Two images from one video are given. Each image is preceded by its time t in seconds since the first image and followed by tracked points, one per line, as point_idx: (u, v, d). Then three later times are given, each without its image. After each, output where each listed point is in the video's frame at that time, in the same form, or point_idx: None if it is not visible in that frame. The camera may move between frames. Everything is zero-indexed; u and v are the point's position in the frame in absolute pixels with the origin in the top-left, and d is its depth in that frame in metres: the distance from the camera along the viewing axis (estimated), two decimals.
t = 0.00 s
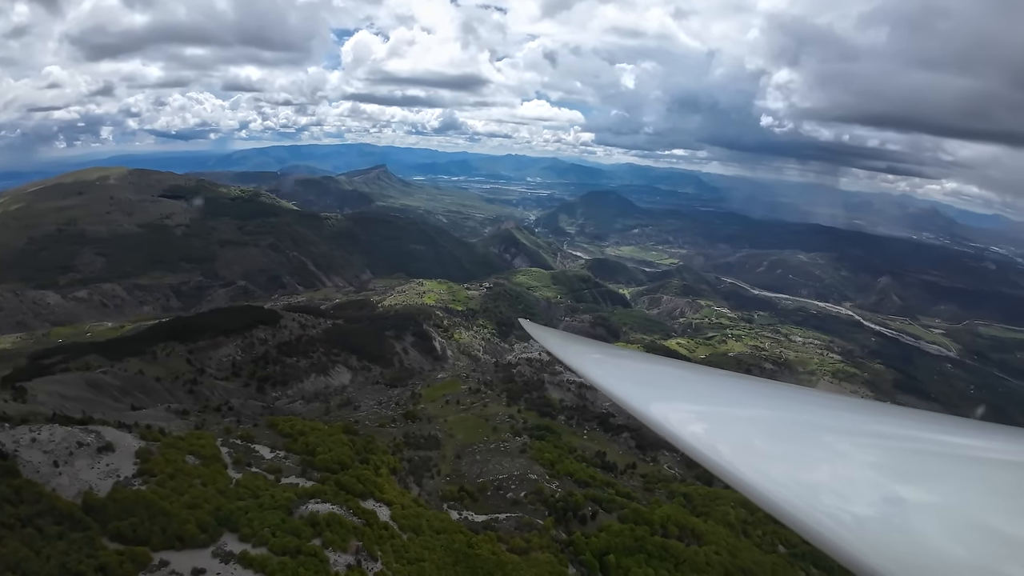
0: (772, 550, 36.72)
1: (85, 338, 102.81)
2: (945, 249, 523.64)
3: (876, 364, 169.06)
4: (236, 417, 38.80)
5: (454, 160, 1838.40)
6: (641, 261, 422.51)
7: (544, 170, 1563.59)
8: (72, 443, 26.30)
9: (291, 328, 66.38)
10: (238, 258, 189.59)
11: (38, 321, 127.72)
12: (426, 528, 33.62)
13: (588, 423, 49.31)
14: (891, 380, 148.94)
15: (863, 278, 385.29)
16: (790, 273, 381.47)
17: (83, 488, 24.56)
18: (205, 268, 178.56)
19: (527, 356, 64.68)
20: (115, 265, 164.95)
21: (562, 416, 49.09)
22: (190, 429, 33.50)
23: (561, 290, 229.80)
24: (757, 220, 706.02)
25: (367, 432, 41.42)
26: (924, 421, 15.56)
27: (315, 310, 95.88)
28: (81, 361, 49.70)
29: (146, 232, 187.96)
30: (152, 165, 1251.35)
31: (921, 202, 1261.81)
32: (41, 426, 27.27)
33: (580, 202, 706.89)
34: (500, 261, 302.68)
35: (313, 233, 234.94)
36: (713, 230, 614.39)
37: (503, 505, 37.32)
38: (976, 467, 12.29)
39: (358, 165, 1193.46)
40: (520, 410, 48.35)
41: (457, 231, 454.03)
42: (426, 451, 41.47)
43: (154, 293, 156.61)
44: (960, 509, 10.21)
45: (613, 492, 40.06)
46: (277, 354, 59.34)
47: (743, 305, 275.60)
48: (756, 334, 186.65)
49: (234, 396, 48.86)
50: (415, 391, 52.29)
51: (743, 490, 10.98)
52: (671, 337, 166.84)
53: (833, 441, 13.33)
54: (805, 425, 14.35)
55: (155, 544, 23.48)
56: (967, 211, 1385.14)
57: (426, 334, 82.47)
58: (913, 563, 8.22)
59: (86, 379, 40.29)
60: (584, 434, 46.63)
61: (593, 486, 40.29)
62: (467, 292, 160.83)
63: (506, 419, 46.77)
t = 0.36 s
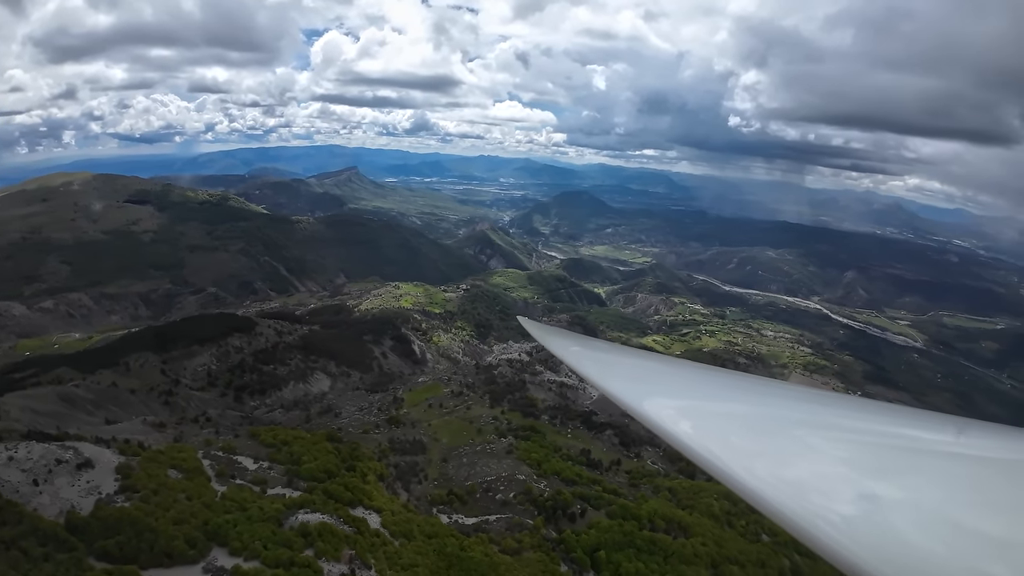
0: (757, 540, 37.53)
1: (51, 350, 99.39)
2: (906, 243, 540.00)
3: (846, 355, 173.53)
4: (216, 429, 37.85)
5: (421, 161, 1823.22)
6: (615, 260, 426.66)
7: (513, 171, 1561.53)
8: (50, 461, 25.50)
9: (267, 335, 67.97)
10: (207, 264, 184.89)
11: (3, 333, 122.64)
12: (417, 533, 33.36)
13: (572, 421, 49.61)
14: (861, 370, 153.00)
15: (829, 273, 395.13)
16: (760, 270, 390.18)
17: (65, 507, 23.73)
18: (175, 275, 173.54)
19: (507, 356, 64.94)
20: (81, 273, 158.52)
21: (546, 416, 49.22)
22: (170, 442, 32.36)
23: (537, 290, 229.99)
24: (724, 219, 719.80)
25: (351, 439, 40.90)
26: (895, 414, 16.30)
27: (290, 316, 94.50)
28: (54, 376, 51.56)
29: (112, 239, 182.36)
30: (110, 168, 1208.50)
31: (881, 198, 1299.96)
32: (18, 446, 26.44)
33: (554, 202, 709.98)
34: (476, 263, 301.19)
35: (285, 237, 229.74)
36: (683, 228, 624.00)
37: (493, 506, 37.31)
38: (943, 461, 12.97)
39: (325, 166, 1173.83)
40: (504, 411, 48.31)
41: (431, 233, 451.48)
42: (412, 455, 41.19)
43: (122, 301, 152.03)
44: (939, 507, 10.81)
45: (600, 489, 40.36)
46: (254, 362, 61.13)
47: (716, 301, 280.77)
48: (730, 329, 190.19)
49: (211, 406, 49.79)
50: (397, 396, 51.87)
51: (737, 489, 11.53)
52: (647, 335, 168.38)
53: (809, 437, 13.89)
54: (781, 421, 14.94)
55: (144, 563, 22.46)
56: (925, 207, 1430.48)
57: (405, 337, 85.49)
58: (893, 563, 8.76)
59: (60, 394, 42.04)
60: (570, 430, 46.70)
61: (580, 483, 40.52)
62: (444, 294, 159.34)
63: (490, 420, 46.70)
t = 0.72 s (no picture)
0: (740, 530, 38.44)
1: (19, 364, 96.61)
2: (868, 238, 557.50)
3: (816, 348, 178.71)
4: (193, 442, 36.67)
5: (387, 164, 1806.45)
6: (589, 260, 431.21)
7: (484, 173, 1557.59)
8: (29, 481, 24.35)
9: (241, 344, 68.98)
10: (174, 273, 180.62)
11: None
12: (409, 540, 33.05)
13: (555, 422, 49.74)
14: (830, 362, 157.84)
15: (796, 269, 405.76)
16: (730, 267, 399.84)
17: (48, 529, 22.69)
18: (142, 284, 169.36)
19: (487, 359, 65.09)
20: (45, 283, 153.43)
21: (529, 416, 49.29)
22: (148, 457, 31.24)
23: (514, 292, 230.58)
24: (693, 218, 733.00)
25: (335, 447, 40.53)
26: (867, 405, 16.45)
27: (264, 323, 92.72)
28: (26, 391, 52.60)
29: (77, 248, 176.37)
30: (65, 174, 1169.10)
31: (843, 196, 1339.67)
32: None
33: (528, 204, 714.10)
34: (451, 265, 300.50)
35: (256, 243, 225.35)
36: (654, 228, 632.69)
37: (482, 509, 37.23)
38: (910, 450, 13.09)
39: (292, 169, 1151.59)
40: (488, 414, 48.19)
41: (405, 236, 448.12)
42: (397, 461, 41.02)
43: (89, 312, 148.30)
44: (916, 497, 10.80)
45: (588, 487, 40.65)
46: (229, 371, 62.62)
47: (689, 298, 286.41)
48: (703, 326, 194.15)
49: (187, 418, 51.99)
50: (379, 402, 51.28)
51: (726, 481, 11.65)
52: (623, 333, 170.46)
53: (784, 430, 13.99)
54: (757, 413, 15.08)
55: None
56: (886, 203, 1478.33)
57: (383, 343, 84.52)
58: (874, 558, 8.70)
59: (32, 411, 43.38)
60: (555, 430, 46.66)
61: (567, 482, 40.71)
62: (421, 298, 158.02)
63: (474, 423, 46.59)
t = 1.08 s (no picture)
0: (725, 521, 39.13)
1: None
2: (834, 234, 572.39)
3: (788, 343, 183.24)
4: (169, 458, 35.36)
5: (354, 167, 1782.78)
6: (564, 261, 434.04)
7: (456, 175, 1547.37)
8: (7, 502, 23.42)
9: (217, 353, 67.76)
10: (143, 281, 175.48)
11: None
12: (401, 547, 32.74)
13: (539, 422, 49.87)
14: (802, 355, 162.09)
15: (767, 266, 414.93)
16: (703, 265, 408.05)
17: (32, 549, 21.87)
18: (109, 293, 164.44)
19: (467, 361, 64.89)
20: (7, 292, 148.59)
21: (514, 418, 49.33)
22: (128, 473, 30.34)
23: (491, 294, 229.99)
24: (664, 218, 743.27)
25: (319, 456, 40.03)
26: (843, 404, 17.04)
27: (237, 331, 90.61)
28: None
29: (42, 257, 171.06)
30: (19, 180, 1126.46)
31: (809, 194, 1371.91)
32: None
33: (503, 206, 715.15)
34: (428, 268, 298.90)
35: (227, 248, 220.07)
36: (628, 228, 639.09)
37: (472, 512, 37.21)
38: (889, 449, 13.50)
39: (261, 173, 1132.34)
40: (472, 417, 48.15)
41: (378, 240, 443.56)
42: (383, 468, 40.81)
43: (57, 324, 144.33)
44: (903, 498, 11.09)
45: (575, 486, 40.92)
46: (205, 382, 61.78)
47: (663, 296, 290.95)
48: (678, 323, 197.34)
49: (164, 431, 51.65)
50: (360, 408, 50.82)
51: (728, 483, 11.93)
52: (600, 333, 171.72)
53: (765, 430, 14.35)
54: (741, 412, 15.47)
55: None
56: (851, 200, 1517.20)
57: (361, 348, 83.40)
58: (870, 559, 8.89)
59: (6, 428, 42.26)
60: (541, 431, 46.70)
61: (555, 482, 40.94)
62: (398, 302, 156.04)
63: (459, 427, 46.52)
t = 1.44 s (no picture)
0: (708, 515, 40.05)
1: None
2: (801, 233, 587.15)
3: (759, 340, 187.57)
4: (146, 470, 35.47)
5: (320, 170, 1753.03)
6: (539, 262, 435.45)
7: (427, 177, 1535.44)
8: None
9: (190, 363, 66.96)
10: (111, 288, 169.74)
11: None
12: (390, 553, 32.45)
13: (522, 424, 50.10)
14: (773, 351, 166.06)
15: (737, 266, 423.79)
16: (675, 265, 415.60)
17: (16, 569, 21.23)
18: (77, 301, 158.71)
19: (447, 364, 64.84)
20: None
21: (497, 420, 49.50)
22: (107, 488, 29.53)
23: (468, 296, 228.84)
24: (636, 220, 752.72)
25: (302, 465, 39.58)
26: (824, 407, 17.51)
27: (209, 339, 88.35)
28: None
29: (5, 265, 164.36)
30: None
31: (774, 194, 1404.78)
32: None
33: (476, 209, 714.21)
34: (403, 271, 296.06)
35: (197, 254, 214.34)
36: (601, 230, 644.19)
37: (460, 516, 37.29)
38: (868, 451, 13.83)
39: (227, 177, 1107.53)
40: (455, 421, 48.21)
41: (351, 243, 436.96)
42: (368, 475, 40.61)
43: (21, 335, 138.73)
44: (885, 498, 11.35)
45: (561, 485, 41.18)
46: (179, 393, 61.44)
47: (638, 296, 294.75)
48: (653, 322, 200.18)
49: (141, 443, 51.25)
50: (341, 415, 50.54)
51: (722, 485, 12.13)
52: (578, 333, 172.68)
53: (749, 432, 14.61)
54: (725, 416, 15.76)
55: None
56: (813, 200, 1560.27)
57: (339, 354, 82.29)
58: (861, 558, 9.03)
59: None
60: (525, 432, 46.94)
61: (541, 482, 41.21)
62: (374, 306, 154.07)
63: (442, 431, 46.64)
